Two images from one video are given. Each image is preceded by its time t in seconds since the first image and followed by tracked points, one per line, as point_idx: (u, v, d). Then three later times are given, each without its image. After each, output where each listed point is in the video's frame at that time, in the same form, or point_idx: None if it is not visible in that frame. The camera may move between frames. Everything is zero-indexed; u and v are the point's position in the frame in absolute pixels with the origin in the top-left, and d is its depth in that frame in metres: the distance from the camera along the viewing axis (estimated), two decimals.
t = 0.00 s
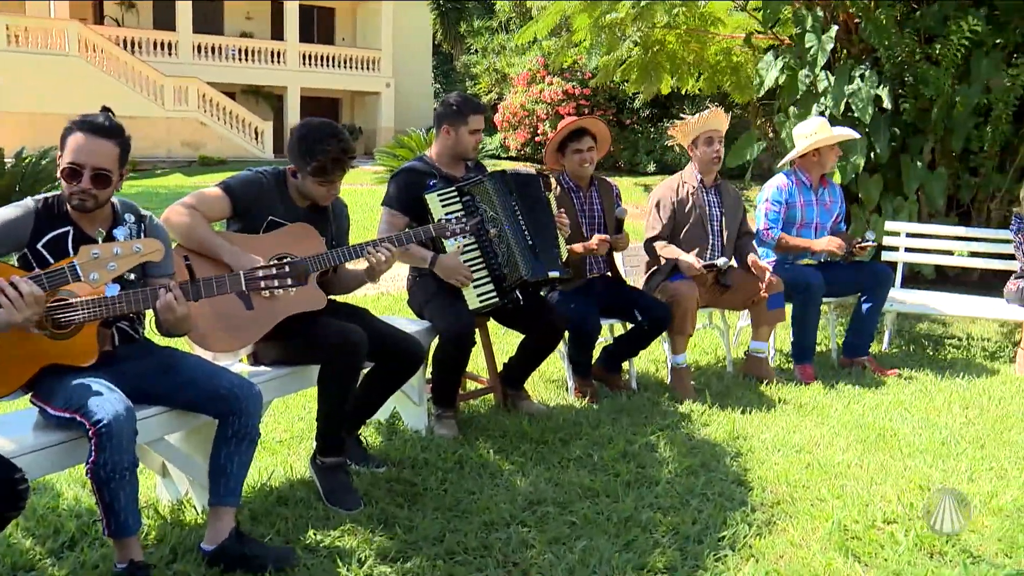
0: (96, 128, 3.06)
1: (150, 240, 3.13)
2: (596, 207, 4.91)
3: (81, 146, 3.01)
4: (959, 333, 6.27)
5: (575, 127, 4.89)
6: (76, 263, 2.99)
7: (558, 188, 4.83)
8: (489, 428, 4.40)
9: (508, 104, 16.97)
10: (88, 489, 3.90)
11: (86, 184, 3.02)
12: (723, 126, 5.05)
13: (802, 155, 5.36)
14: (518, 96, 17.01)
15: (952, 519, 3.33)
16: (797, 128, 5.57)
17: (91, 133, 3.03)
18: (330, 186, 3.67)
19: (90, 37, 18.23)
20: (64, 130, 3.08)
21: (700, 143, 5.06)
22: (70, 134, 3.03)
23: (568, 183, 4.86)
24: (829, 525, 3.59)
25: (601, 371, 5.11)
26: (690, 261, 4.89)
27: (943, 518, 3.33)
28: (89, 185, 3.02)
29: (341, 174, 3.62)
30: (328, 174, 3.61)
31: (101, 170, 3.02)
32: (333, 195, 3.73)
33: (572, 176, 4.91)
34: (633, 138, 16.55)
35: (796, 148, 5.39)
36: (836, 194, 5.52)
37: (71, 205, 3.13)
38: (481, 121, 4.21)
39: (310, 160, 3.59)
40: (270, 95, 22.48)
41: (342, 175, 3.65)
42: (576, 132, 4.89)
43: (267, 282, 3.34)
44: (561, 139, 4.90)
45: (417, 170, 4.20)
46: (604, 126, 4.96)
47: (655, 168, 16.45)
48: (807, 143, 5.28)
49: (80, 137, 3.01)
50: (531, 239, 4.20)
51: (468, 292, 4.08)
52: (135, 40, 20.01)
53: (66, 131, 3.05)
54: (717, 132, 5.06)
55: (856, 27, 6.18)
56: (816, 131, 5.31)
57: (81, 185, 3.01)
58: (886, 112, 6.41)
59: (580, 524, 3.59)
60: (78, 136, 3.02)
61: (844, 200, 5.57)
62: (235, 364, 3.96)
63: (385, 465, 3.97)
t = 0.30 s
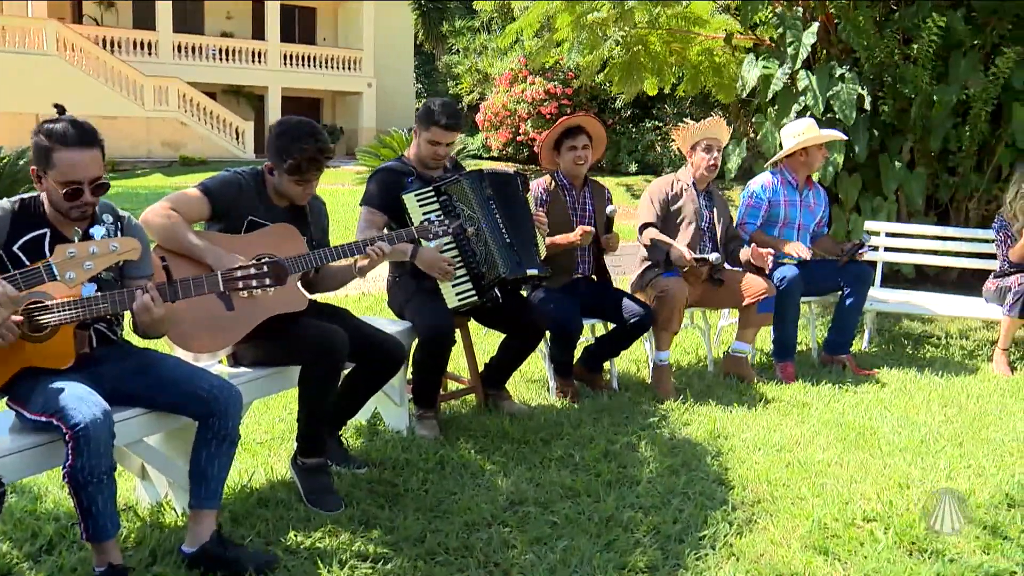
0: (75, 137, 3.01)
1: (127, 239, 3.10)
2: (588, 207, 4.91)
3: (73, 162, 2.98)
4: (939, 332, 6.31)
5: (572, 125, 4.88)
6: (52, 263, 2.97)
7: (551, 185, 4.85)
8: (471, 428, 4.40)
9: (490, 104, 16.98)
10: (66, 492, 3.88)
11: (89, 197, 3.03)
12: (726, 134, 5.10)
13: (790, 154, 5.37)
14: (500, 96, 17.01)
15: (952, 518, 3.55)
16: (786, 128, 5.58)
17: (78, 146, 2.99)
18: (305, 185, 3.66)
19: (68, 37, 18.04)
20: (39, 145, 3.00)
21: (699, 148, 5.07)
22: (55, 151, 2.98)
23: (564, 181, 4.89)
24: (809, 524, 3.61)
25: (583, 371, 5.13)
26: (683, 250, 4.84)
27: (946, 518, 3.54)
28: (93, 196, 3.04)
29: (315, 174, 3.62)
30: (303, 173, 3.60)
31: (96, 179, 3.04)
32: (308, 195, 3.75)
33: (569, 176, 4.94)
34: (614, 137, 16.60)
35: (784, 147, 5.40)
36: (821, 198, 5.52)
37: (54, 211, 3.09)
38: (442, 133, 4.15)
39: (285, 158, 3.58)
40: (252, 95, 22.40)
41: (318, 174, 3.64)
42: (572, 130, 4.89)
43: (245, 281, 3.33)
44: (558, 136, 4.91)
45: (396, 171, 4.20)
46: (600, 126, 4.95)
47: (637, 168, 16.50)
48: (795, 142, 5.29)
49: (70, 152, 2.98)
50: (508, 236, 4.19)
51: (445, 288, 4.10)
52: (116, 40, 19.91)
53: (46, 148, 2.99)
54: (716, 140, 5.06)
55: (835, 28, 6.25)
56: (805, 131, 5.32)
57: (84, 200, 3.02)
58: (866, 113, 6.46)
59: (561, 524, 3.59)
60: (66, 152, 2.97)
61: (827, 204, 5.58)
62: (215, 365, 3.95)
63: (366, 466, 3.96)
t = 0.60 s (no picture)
0: (50, 145, 2.98)
1: (104, 238, 3.06)
2: (574, 207, 4.91)
3: (52, 172, 2.96)
4: (919, 331, 6.36)
5: (560, 126, 4.89)
6: (28, 264, 2.95)
7: (540, 186, 4.85)
8: (453, 429, 4.41)
9: (473, 104, 16.97)
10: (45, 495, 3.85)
11: (69, 205, 3.03)
12: (682, 123, 5.35)
13: (772, 155, 5.40)
14: (482, 96, 17.02)
15: (952, 519, 3.60)
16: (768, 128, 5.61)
17: (55, 155, 2.97)
18: (275, 181, 3.67)
19: (48, 36, 17.79)
20: (14, 153, 2.96)
21: (665, 140, 5.09)
22: (32, 161, 2.95)
23: (551, 181, 4.88)
24: (790, 522, 3.63)
25: (565, 371, 5.14)
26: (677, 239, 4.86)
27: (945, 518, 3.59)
28: (72, 203, 3.04)
29: (285, 171, 3.62)
30: (273, 168, 3.61)
31: (74, 186, 3.03)
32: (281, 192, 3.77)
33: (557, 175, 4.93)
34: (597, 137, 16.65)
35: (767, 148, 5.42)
36: (802, 198, 5.56)
37: (33, 214, 3.07)
38: (410, 137, 4.18)
39: (255, 153, 3.59)
40: (234, 95, 22.31)
41: (288, 171, 3.65)
42: (560, 130, 4.89)
43: (227, 285, 3.30)
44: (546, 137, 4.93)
45: (373, 171, 4.20)
46: (588, 127, 4.97)
47: (620, 168, 16.56)
48: (779, 142, 5.31)
49: (49, 162, 2.96)
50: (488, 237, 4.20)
51: (424, 286, 4.10)
52: (97, 39, 19.78)
53: (22, 156, 2.95)
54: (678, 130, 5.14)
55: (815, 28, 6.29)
56: (787, 131, 5.34)
57: (64, 207, 3.02)
58: (847, 113, 6.50)
59: (543, 524, 3.60)
60: (44, 162, 2.95)
61: (809, 204, 5.61)
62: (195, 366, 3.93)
63: (348, 467, 3.96)
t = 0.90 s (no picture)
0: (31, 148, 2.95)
1: (85, 240, 3.06)
2: (552, 206, 4.94)
3: (34, 178, 2.94)
4: (901, 330, 6.41)
5: (540, 125, 4.89)
6: (8, 266, 2.94)
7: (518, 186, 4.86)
8: (435, 429, 4.41)
9: (456, 104, 16.96)
10: (24, 498, 3.83)
11: (50, 209, 3.02)
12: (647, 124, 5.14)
13: (751, 155, 5.42)
14: (465, 97, 16.96)
15: (952, 518, 3.56)
16: (747, 128, 5.63)
17: (36, 159, 2.94)
18: (246, 170, 3.66)
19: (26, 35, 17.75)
20: None
21: (630, 142, 5.08)
22: (13, 166, 2.92)
23: (530, 182, 4.90)
24: (771, 521, 3.65)
25: (547, 371, 5.15)
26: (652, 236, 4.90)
27: (945, 516, 3.57)
28: (54, 208, 3.03)
29: (256, 158, 3.61)
30: (243, 155, 3.60)
31: (55, 190, 3.01)
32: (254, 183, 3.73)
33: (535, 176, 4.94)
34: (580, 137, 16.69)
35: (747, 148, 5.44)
36: (783, 197, 5.60)
37: (15, 214, 3.03)
38: (390, 135, 4.16)
39: (225, 141, 3.59)
40: (218, 95, 22.21)
41: (258, 157, 3.64)
42: (538, 130, 4.89)
43: (211, 290, 3.25)
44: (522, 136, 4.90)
45: (352, 171, 4.19)
46: (565, 127, 4.97)
47: (603, 168, 16.61)
48: (761, 142, 5.33)
49: (30, 167, 2.93)
50: (468, 236, 4.21)
51: (402, 279, 4.07)
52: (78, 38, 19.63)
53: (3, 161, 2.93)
54: (641, 131, 5.10)
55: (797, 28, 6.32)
56: (766, 131, 5.37)
57: (45, 211, 3.01)
58: (829, 113, 6.53)
59: (525, 524, 3.60)
60: (25, 167, 2.93)
61: (791, 202, 5.66)
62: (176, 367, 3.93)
63: (330, 468, 3.96)
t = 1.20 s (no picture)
0: (11, 162, 2.95)
1: (61, 241, 3.00)
2: (523, 206, 4.95)
3: (12, 196, 2.98)
4: (879, 329, 6.45)
5: (501, 124, 4.88)
6: None
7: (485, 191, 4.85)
8: (416, 429, 4.41)
9: (438, 104, 16.94)
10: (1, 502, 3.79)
11: (28, 223, 3.08)
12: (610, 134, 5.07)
13: (733, 156, 5.44)
14: (446, 96, 16.91)
15: (954, 519, 3.57)
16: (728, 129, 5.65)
17: (17, 175, 2.96)
18: (216, 148, 3.68)
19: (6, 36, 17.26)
20: None
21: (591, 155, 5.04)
22: None
23: (497, 184, 4.88)
24: (752, 520, 3.67)
25: (528, 371, 5.17)
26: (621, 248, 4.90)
27: (946, 517, 3.58)
28: (32, 221, 3.09)
29: (222, 130, 3.66)
30: (210, 129, 3.66)
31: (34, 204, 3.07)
32: (227, 166, 3.73)
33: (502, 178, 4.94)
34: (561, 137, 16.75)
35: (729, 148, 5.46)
36: (763, 197, 5.60)
37: None
38: (374, 111, 4.23)
39: (192, 121, 3.68)
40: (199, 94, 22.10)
41: (225, 133, 3.69)
42: (501, 130, 4.89)
43: (191, 297, 3.24)
44: (488, 137, 4.91)
45: (334, 169, 4.21)
46: (529, 125, 4.97)
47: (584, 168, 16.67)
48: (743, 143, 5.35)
49: (12, 183, 2.96)
50: (451, 238, 4.20)
51: (379, 272, 4.10)
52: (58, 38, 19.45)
53: None
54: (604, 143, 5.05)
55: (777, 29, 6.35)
56: (749, 132, 5.39)
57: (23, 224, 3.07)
58: (808, 113, 6.57)
59: (506, 524, 3.61)
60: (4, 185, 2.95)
61: (769, 203, 5.63)
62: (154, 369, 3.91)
63: (310, 468, 3.95)
